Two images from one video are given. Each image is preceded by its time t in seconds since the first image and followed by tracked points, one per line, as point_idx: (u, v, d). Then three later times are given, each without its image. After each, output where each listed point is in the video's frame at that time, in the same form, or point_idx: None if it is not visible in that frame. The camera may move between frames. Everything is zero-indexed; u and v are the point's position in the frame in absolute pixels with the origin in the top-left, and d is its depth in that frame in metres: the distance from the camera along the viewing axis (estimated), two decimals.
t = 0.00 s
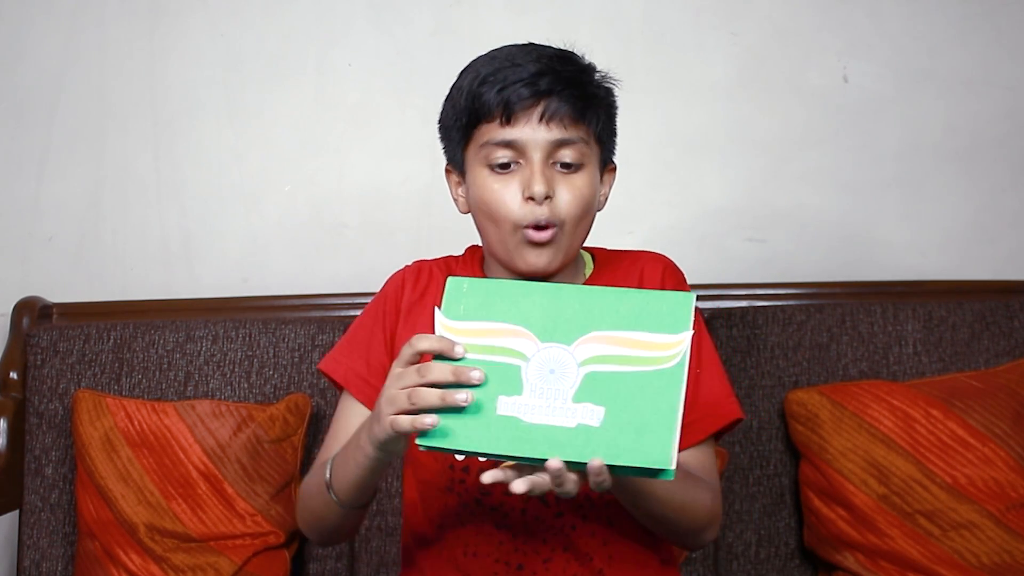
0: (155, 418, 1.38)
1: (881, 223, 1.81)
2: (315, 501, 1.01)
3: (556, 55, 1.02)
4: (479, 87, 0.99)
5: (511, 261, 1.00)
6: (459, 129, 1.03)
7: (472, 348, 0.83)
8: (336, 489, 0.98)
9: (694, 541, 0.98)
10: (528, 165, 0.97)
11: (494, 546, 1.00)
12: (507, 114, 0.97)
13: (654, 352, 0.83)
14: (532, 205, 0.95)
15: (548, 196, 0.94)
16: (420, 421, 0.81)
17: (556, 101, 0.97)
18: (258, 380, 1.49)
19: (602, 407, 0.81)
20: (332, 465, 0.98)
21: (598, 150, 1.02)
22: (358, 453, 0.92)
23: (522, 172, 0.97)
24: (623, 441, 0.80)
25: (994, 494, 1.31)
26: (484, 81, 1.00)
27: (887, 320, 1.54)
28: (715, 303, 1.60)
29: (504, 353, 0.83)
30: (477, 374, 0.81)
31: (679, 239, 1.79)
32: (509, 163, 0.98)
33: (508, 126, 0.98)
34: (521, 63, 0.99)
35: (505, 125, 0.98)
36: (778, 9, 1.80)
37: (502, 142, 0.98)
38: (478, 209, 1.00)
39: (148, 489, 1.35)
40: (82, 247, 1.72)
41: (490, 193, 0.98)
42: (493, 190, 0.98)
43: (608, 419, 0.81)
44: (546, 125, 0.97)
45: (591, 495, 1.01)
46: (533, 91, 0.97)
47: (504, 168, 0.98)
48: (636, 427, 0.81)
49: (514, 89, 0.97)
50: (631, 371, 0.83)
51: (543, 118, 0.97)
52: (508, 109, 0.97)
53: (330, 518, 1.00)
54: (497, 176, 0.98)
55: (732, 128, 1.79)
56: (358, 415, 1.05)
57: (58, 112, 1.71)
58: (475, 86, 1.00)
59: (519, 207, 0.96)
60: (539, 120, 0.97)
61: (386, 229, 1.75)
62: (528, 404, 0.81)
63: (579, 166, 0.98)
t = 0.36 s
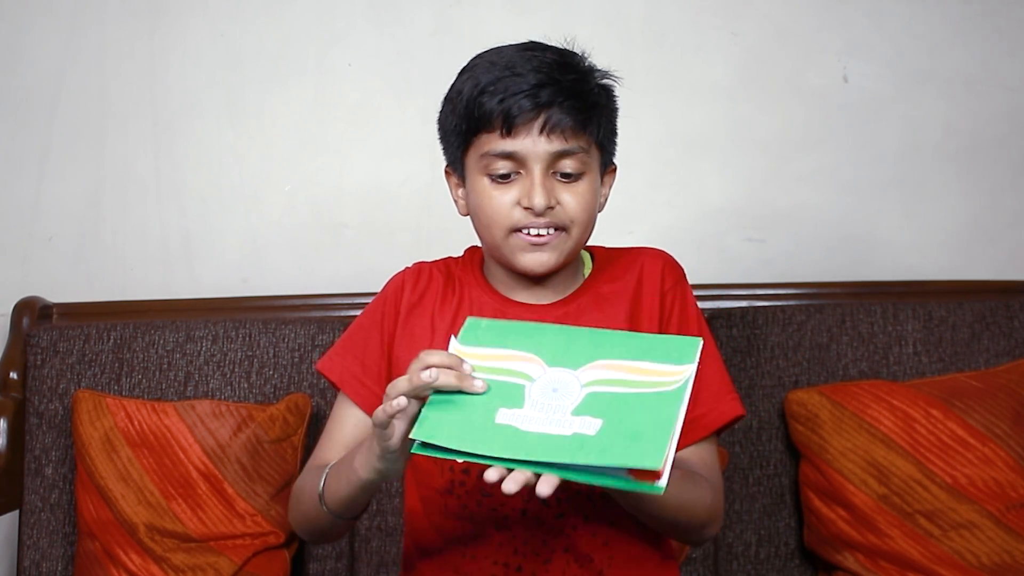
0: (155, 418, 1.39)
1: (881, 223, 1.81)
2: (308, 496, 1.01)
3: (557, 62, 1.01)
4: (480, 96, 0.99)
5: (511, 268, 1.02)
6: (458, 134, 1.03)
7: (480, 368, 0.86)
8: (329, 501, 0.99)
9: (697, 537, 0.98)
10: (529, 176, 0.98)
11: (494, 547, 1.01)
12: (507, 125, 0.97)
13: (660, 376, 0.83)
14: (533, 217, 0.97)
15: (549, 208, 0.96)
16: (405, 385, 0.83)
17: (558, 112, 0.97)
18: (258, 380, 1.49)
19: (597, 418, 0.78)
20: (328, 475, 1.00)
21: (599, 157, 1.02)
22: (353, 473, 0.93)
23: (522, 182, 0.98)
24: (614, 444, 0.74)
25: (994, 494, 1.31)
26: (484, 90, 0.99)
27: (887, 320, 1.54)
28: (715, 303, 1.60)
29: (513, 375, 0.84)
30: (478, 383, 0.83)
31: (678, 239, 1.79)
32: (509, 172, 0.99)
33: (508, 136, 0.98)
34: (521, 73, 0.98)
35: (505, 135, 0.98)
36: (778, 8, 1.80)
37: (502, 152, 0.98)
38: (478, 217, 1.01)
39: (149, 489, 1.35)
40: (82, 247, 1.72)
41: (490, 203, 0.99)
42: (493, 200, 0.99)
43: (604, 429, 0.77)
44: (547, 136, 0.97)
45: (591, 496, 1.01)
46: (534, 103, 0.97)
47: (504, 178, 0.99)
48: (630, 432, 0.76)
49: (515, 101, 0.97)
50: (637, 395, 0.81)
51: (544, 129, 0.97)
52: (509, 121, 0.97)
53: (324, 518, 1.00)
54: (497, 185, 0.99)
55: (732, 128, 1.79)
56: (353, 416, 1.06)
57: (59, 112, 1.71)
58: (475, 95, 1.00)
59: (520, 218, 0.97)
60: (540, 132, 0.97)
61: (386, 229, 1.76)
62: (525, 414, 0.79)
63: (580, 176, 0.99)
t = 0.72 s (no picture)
0: (155, 418, 1.38)
1: (881, 223, 1.81)
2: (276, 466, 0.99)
3: (560, 63, 1.01)
4: (483, 98, 0.99)
5: (515, 269, 1.03)
6: (462, 136, 1.04)
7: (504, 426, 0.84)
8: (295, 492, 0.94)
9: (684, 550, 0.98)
10: (530, 178, 0.98)
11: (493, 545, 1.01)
12: (509, 128, 0.98)
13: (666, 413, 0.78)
14: (535, 218, 0.98)
15: (550, 210, 0.97)
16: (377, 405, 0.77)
17: (560, 114, 0.97)
18: (258, 380, 1.49)
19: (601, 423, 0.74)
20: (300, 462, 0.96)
21: (603, 159, 1.03)
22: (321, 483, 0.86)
23: (525, 185, 0.98)
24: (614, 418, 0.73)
25: (993, 494, 1.32)
26: (488, 92, 0.99)
27: (887, 320, 1.54)
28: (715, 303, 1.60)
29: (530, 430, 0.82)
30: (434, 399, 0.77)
31: (678, 239, 1.79)
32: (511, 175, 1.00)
33: (511, 139, 0.98)
34: (524, 75, 0.99)
35: (508, 137, 0.98)
36: (778, 9, 1.80)
37: (505, 155, 0.98)
38: (481, 219, 1.02)
39: (149, 490, 1.35)
40: (82, 247, 1.72)
41: (494, 205, 0.99)
42: (496, 202, 0.99)
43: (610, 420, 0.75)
44: (549, 138, 0.98)
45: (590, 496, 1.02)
46: (536, 105, 0.97)
47: (507, 180, 0.99)
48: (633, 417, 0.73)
49: (518, 103, 0.97)
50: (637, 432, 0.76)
51: (546, 131, 0.97)
52: (511, 123, 0.98)
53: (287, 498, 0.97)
54: (500, 187, 1.00)
55: (733, 128, 1.79)
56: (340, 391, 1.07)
57: (59, 112, 1.71)
58: (478, 97, 1.00)
59: (522, 219, 0.98)
60: (542, 134, 0.97)
61: (386, 228, 1.75)
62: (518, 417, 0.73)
63: (582, 178, 0.99)
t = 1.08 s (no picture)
0: (155, 418, 1.38)
1: (881, 223, 1.81)
2: (270, 393, 0.91)
3: (555, 66, 1.01)
4: (480, 105, 1.00)
5: (520, 272, 1.03)
6: (464, 143, 1.04)
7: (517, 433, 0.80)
8: (289, 381, 0.89)
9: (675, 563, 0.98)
10: (529, 182, 0.98)
11: (493, 539, 1.01)
12: (506, 133, 0.98)
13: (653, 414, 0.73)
14: (535, 222, 0.97)
15: (549, 213, 0.97)
16: (454, 361, 0.74)
17: (555, 116, 0.97)
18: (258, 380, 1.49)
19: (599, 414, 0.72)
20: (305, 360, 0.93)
21: (602, 159, 1.02)
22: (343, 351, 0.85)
23: (524, 188, 0.98)
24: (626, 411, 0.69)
25: (993, 494, 1.32)
26: (485, 97, 1.00)
27: (887, 320, 1.54)
28: (714, 303, 1.60)
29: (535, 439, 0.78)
30: (481, 407, 0.68)
31: (678, 239, 1.79)
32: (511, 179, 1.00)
33: (508, 143, 0.98)
34: (519, 79, 0.99)
35: (505, 142, 0.98)
36: (778, 9, 1.80)
37: (502, 159, 0.98)
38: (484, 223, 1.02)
39: (148, 490, 1.35)
40: (82, 247, 1.72)
41: (494, 209, 0.99)
42: (496, 207, 0.99)
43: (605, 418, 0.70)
44: (545, 141, 0.97)
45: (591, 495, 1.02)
46: (532, 108, 0.97)
47: (506, 184, 0.99)
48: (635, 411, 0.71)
49: (514, 107, 0.97)
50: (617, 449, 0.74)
51: (542, 134, 0.97)
52: (508, 128, 0.98)
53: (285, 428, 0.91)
54: (500, 192, 1.00)
55: (733, 128, 1.79)
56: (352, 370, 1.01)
57: (59, 112, 1.71)
58: (477, 103, 1.01)
59: (523, 223, 0.98)
60: (538, 137, 0.97)
61: (386, 228, 1.76)
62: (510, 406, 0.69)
63: (582, 179, 0.99)
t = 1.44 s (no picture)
0: (155, 418, 1.38)
1: (881, 223, 1.81)
2: (308, 390, 0.86)
3: (562, 62, 1.01)
4: (489, 101, 0.99)
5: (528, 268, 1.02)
6: (471, 140, 1.04)
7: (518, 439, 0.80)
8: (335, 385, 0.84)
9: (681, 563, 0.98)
10: (538, 177, 0.98)
11: (498, 537, 1.01)
12: (515, 128, 0.98)
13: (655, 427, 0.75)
14: (545, 216, 0.97)
15: (559, 207, 0.96)
16: (547, 386, 0.69)
17: (564, 112, 0.97)
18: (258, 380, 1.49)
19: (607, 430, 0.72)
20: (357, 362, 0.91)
21: (609, 155, 1.03)
22: (411, 359, 0.81)
23: (533, 184, 0.98)
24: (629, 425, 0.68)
25: (993, 494, 1.32)
26: (493, 94, 0.99)
27: (887, 320, 1.54)
28: (714, 303, 1.60)
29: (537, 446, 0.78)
30: (574, 426, 0.65)
31: (678, 239, 1.79)
32: (520, 174, 0.99)
33: (517, 139, 0.98)
34: (528, 75, 0.99)
35: (514, 137, 0.98)
36: (778, 9, 1.80)
37: (512, 155, 0.98)
38: (492, 220, 1.01)
39: (148, 490, 1.35)
40: (82, 247, 1.72)
41: (504, 205, 0.99)
42: (505, 202, 0.99)
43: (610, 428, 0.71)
44: (555, 136, 0.97)
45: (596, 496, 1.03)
46: (541, 103, 0.97)
47: (515, 179, 0.99)
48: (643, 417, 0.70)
49: (523, 103, 0.97)
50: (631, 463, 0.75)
51: (552, 129, 0.97)
52: (517, 123, 0.97)
53: (310, 426, 0.88)
54: (509, 187, 0.99)
55: (732, 128, 1.79)
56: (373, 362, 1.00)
57: (59, 112, 1.71)
58: (484, 100, 1.00)
59: (533, 218, 0.97)
60: (548, 132, 0.97)
61: (386, 228, 1.76)
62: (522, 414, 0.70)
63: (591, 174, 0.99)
